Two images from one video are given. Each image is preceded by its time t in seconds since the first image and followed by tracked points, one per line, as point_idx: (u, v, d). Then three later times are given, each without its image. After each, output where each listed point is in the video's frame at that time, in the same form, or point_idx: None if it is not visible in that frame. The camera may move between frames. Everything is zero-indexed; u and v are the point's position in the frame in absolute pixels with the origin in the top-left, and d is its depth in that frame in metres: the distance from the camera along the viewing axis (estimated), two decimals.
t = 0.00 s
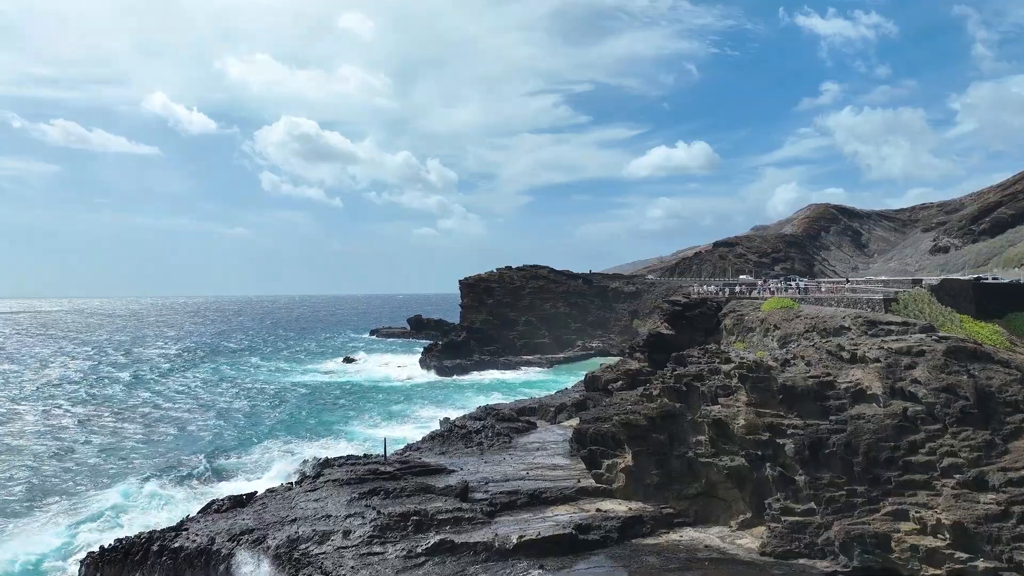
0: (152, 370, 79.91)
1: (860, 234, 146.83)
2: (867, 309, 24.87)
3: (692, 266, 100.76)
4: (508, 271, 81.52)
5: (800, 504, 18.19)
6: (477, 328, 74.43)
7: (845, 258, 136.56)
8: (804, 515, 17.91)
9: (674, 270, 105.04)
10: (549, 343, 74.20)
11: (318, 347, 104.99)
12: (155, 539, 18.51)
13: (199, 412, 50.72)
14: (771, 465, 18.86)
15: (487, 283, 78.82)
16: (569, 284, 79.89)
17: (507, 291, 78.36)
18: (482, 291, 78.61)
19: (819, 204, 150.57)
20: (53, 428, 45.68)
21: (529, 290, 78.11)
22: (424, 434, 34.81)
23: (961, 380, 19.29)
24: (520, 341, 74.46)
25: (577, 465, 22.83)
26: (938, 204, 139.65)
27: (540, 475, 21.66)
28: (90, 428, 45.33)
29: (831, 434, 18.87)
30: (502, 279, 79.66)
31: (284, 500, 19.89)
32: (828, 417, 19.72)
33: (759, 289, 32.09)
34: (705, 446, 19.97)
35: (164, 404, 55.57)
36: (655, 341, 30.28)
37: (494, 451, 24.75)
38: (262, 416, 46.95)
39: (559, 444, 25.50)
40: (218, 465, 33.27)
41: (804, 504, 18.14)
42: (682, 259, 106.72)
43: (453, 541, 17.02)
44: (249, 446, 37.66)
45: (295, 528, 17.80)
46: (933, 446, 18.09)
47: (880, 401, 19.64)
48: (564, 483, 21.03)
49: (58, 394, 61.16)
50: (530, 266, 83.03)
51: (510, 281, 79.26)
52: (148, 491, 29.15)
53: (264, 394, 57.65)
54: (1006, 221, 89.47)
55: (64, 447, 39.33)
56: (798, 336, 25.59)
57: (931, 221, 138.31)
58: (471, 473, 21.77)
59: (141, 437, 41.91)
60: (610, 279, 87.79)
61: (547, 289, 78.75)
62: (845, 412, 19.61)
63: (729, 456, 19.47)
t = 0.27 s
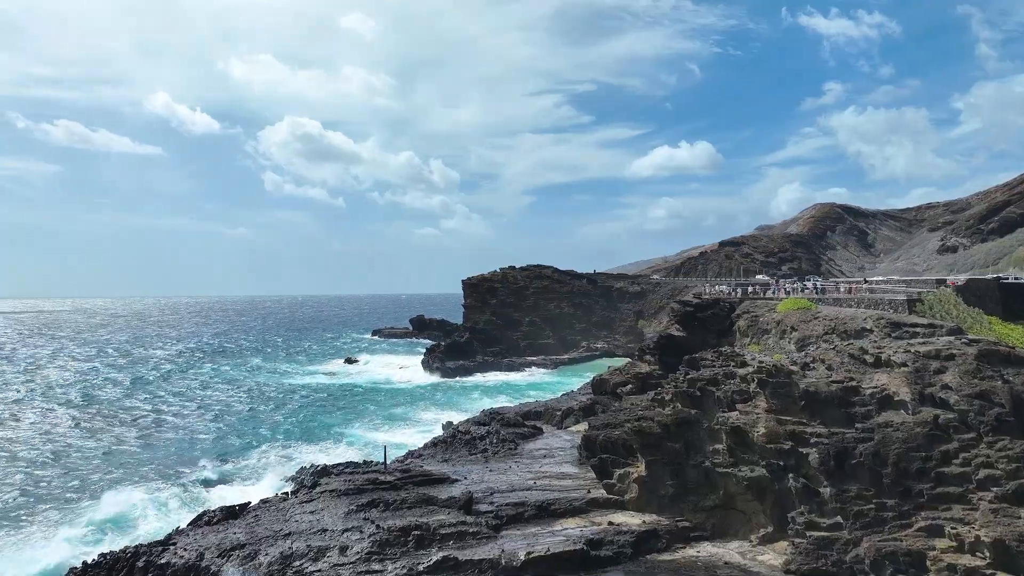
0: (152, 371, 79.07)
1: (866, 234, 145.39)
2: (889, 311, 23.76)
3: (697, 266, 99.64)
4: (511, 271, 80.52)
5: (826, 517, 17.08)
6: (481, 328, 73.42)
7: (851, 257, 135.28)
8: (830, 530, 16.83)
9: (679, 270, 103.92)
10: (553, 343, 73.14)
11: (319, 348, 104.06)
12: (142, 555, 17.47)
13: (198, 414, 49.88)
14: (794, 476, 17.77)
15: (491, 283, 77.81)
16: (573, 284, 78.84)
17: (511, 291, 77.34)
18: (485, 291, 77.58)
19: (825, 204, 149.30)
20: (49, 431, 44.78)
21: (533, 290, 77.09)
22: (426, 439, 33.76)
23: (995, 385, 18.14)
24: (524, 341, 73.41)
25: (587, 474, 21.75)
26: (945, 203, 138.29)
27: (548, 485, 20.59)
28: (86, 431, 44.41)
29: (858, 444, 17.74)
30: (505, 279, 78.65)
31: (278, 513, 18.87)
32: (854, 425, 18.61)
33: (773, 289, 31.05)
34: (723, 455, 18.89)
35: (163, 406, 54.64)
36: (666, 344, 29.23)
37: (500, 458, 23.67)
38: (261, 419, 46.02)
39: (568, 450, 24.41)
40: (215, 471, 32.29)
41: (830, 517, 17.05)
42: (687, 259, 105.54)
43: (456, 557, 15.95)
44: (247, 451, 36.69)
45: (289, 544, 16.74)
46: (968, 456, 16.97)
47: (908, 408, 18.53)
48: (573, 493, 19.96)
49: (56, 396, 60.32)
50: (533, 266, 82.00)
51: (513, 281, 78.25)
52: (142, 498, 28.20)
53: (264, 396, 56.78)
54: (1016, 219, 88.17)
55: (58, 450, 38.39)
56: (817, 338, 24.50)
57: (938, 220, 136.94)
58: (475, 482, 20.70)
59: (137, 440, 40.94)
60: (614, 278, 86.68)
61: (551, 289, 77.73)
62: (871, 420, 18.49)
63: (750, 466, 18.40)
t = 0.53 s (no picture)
0: (151, 372, 78.15)
1: (872, 233, 144.06)
2: (913, 312, 22.66)
3: (703, 266, 98.52)
4: (515, 271, 79.49)
5: (855, 533, 15.97)
6: (484, 329, 72.39)
7: (857, 256, 134.01)
8: (860, 546, 15.71)
9: (685, 269, 102.79)
10: (557, 344, 72.06)
11: (321, 349, 103.10)
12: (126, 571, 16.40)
13: (197, 416, 49.01)
14: (819, 488, 16.66)
15: (494, 283, 76.77)
16: (577, 285, 77.80)
17: (514, 291, 76.28)
18: (488, 292, 76.51)
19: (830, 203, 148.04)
20: (44, 434, 43.82)
21: (537, 290, 76.08)
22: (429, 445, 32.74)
23: None
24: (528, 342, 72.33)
25: (597, 484, 20.68)
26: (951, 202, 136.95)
27: (557, 496, 19.52)
28: (81, 434, 43.42)
29: (888, 454, 16.64)
30: (509, 279, 77.62)
31: (272, 526, 17.83)
32: (882, 433, 17.49)
33: (789, 288, 30.00)
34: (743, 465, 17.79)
35: (162, 408, 53.68)
36: (677, 346, 28.20)
37: (505, 466, 22.59)
38: (261, 422, 45.05)
39: (577, 458, 23.32)
40: (210, 477, 31.31)
41: (860, 533, 15.93)
42: (693, 259, 104.36)
43: None
44: (245, 455, 35.71)
45: (282, 561, 15.68)
46: (1008, 468, 15.80)
47: (940, 416, 17.40)
48: (583, 505, 18.89)
49: (53, 397, 59.40)
50: (537, 266, 80.97)
51: (517, 281, 77.23)
52: (133, 506, 27.22)
53: (265, 398, 55.82)
54: None
55: (51, 454, 37.42)
56: (837, 340, 23.43)
57: (945, 219, 135.60)
58: (479, 493, 19.64)
59: (133, 444, 39.97)
60: (619, 278, 85.57)
61: (555, 289, 76.70)
62: (901, 428, 17.35)
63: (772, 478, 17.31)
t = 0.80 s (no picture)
0: (151, 373, 77.22)
1: (878, 233, 142.67)
2: (939, 313, 21.57)
3: (708, 266, 97.38)
4: (518, 270, 78.48)
5: (888, 550, 14.90)
6: (487, 329, 71.35)
7: (863, 256, 132.67)
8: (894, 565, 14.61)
9: (690, 269, 101.70)
10: (561, 344, 71.04)
11: (323, 350, 102.13)
12: None
13: (196, 418, 48.15)
14: (848, 502, 15.59)
15: (498, 283, 75.76)
16: (582, 285, 76.74)
17: (518, 291, 75.24)
18: (492, 291, 75.45)
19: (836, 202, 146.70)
20: (38, 435, 42.88)
21: (541, 290, 75.09)
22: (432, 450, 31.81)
23: None
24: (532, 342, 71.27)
25: (608, 494, 19.65)
26: (958, 202, 135.58)
27: (567, 508, 18.50)
28: (76, 434, 42.42)
29: (921, 465, 15.41)
30: (512, 279, 76.59)
31: (265, 542, 16.80)
32: (914, 443, 16.30)
33: (806, 288, 28.93)
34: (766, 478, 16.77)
35: (159, 409, 52.69)
36: (689, 347, 27.31)
37: (510, 475, 21.55)
38: (261, 425, 44.16)
39: (585, 467, 22.28)
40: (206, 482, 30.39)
41: (894, 550, 14.84)
42: (698, 258, 103.16)
43: None
44: (245, 459, 34.84)
45: None
46: None
47: (977, 425, 16.20)
48: (595, 518, 17.87)
49: (51, 398, 58.47)
50: (541, 266, 79.96)
51: (521, 281, 76.18)
52: (124, 514, 26.31)
53: (265, 400, 54.88)
54: None
55: (44, 456, 36.43)
56: (859, 343, 22.34)
57: (952, 218, 134.20)
58: (485, 505, 18.60)
59: (128, 446, 38.97)
60: (624, 278, 84.43)
61: (560, 289, 75.65)
62: (935, 439, 16.16)
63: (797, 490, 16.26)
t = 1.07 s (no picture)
0: (149, 374, 76.12)
1: (884, 233, 141.38)
2: (968, 313, 20.55)
3: (713, 266, 96.26)
4: (522, 270, 77.45)
5: (925, 571, 13.82)
6: (490, 330, 70.31)
7: (869, 256, 131.42)
8: None
9: (694, 269, 100.60)
10: (565, 345, 70.01)
11: (324, 351, 101.04)
12: None
13: (193, 420, 47.17)
14: (881, 519, 14.50)
15: (501, 283, 74.73)
16: (586, 285, 75.71)
17: (521, 291, 74.19)
18: (495, 291, 74.37)
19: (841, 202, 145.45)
20: (31, 439, 41.81)
21: (545, 290, 74.09)
22: (436, 456, 30.85)
23: None
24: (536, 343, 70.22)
25: (620, 507, 18.53)
26: (965, 202, 134.33)
27: (577, 521, 17.44)
28: (70, 438, 41.35)
29: (960, 478, 14.39)
30: (516, 279, 75.55)
31: (256, 559, 15.76)
32: (951, 455, 15.23)
33: (823, 289, 27.75)
34: (790, 490, 15.64)
35: (156, 411, 51.63)
36: (703, 349, 26.55)
37: (516, 485, 20.44)
38: (260, 428, 43.21)
39: (595, 476, 21.17)
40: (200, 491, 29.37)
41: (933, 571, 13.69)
42: (703, 258, 101.93)
43: None
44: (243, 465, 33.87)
45: None
46: None
47: (1018, 435, 15.16)
48: (607, 533, 16.81)
49: (45, 399, 57.38)
50: (545, 266, 78.93)
51: (524, 281, 75.15)
52: (114, 526, 25.28)
53: (264, 402, 53.85)
54: None
55: (37, 461, 35.40)
56: (883, 345, 21.20)
57: (958, 217, 132.91)
58: (489, 518, 17.51)
59: (123, 450, 37.95)
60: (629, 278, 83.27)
61: (564, 289, 74.61)
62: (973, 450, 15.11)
63: (824, 504, 15.11)
